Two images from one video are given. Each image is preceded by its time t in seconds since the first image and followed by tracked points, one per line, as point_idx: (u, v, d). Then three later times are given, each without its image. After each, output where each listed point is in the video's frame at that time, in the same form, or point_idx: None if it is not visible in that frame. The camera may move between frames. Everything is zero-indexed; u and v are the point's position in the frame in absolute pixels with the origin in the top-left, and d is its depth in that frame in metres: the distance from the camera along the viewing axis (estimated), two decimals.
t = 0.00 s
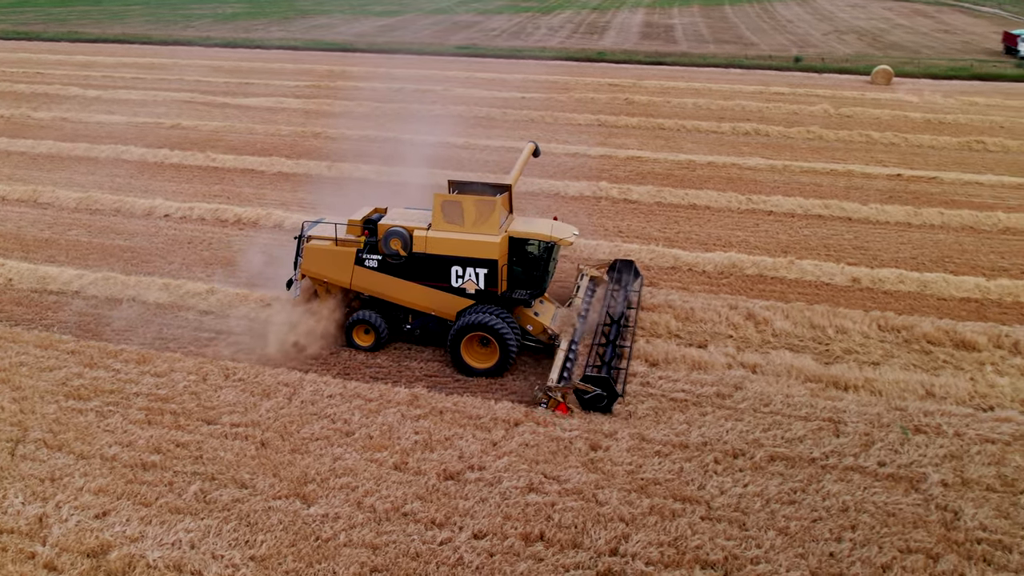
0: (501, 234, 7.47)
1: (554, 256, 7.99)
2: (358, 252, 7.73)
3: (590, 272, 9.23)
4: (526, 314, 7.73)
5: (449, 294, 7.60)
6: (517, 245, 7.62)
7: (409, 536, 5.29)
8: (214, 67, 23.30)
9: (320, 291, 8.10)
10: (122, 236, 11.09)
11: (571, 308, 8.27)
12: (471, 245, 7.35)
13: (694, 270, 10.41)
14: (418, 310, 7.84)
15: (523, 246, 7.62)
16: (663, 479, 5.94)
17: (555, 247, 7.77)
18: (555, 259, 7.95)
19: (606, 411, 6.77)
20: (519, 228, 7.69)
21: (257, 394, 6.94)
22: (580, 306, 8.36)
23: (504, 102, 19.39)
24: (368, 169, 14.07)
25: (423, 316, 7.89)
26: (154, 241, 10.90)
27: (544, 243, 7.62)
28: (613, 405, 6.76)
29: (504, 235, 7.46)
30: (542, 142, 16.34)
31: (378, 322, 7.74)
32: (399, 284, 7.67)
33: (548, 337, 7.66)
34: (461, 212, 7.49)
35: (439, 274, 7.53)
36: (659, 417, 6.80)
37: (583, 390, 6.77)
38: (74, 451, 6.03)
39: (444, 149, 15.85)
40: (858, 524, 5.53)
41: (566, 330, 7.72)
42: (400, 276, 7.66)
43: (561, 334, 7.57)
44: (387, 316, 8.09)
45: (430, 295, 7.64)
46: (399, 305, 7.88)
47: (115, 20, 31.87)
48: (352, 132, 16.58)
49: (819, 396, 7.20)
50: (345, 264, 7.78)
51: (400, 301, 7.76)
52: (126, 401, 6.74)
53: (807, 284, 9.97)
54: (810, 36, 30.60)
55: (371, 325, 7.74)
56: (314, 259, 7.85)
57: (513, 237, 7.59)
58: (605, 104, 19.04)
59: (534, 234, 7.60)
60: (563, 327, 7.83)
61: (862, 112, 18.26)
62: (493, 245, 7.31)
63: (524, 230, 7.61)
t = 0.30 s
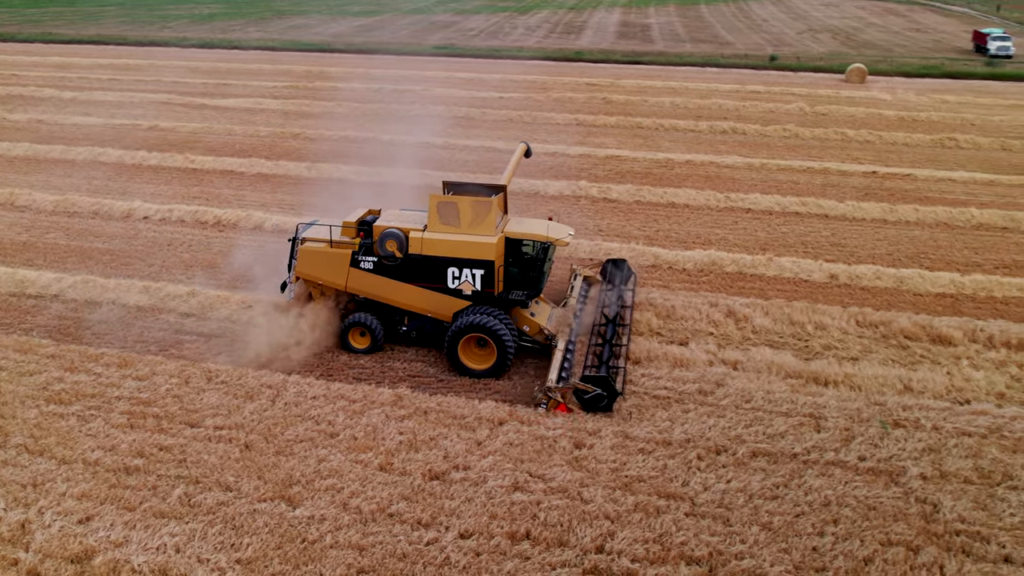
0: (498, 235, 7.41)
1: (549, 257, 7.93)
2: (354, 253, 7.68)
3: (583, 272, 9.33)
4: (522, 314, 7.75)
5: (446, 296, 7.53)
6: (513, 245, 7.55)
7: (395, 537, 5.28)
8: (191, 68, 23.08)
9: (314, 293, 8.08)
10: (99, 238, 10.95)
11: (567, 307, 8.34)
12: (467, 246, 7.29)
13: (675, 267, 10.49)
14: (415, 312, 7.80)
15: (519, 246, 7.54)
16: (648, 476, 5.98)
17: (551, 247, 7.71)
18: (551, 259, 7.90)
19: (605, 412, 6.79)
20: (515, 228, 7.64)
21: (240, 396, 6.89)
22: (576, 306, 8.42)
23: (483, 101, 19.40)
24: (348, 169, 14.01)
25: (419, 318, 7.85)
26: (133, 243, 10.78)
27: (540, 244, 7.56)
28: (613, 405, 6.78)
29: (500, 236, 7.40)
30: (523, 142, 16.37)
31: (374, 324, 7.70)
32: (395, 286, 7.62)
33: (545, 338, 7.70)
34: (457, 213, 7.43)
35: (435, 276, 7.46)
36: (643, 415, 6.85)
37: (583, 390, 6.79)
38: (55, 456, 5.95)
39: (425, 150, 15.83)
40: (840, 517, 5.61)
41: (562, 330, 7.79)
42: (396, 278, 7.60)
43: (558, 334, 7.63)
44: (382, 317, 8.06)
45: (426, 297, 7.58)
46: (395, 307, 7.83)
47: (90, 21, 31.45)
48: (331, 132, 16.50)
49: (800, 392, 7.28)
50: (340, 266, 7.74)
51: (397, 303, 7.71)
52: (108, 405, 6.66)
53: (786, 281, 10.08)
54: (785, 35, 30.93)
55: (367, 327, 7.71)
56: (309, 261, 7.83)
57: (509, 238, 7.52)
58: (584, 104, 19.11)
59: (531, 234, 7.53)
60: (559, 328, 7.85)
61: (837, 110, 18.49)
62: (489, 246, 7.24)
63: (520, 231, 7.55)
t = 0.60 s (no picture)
0: (499, 235, 7.40)
1: (550, 256, 7.92)
2: (353, 254, 7.64)
3: (581, 273, 9.34)
4: (522, 315, 7.75)
5: (447, 297, 7.50)
6: (514, 245, 7.54)
7: (385, 536, 5.27)
8: (173, 69, 22.87)
9: (313, 294, 8.01)
10: (81, 240, 10.84)
11: (567, 308, 8.35)
12: (468, 246, 7.26)
13: (660, 265, 10.54)
14: (415, 313, 7.78)
15: (519, 247, 7.52)
16: (636, 473, 6.01)
17: (551, 247, 7.71)
18: (551, 259, 7.86)
19: (610, 410, 6.82)
20: (516, 229, 7.64)
21: (227, 397, 6.84)
22: (575, 307, 8.46)
23: (466, 101, 19.40)
24: (332, 169, 13.97)
25: (420, 319, 7.84)
26: (116, 245, 10.67)
27: (540, 244, 7.55)
28: (617, 404, 6.80)
29: (501, 237, 7.39)
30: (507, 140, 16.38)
31: (374, 325, 7.66)
32: (396, 287, 7.58)
33: (545, 338, 7.69)
34: (458, 213, 7.41)
35: (436, 276, 7.42)
36: (631, 412, 6.88)
37: (586, 389, 6.80)
38: (41, 460, 5.89)
39: (409, 150, 15.79)
40: (826, 512, 5.67)
41: (563, 330, 7.80)
42: (396, 279, 7.56)
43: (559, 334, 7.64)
44: (382, 318, 8.03)
45: (427, 298, 7.54)
46: (397, 308, 7.82)
47: (70, 21, 31.08)
48: (315, 132, 16.43)
49: (786, 389, 7.34)
50: (340, 266, 7.70)
51: (397, 304, 7.67)
52: (94, 408, 6.60)
53: (770, 278, 10.17)
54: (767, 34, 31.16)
55: (368, 328, 7.67)
56: (309, 262, 7.77)
57: (509, 238, 7.51)
58: (567, 103, 19.15)
59: (531, 234, 7.53)
60: (558, 327, 7.90)
61: (818, 108, 18.67)
62: (490, 246, 7.22)
63: (520, 231, 7.55)
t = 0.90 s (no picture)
0: (503, 236, 7.42)
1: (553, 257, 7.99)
2: (357, 255, 7.63)
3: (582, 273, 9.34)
4: (525, 316, 7.70)
5: (450, 298, 7.51)
6: (517, 246, 7.62)
7: (378, 536, 5.26)
8: (159, 69, 22.69)
9: (315, 296, 7.97)
10: (68, 241, 10.74)
11: (569, 309, 8.34)
12: (473, 247, 7.29)
13: (648, 264, 10.57)
14: (418, 313, 7.74)
15: (523, 247, 7.62)
16: (627, 471, 6.03)
17: (554, 248, 7.76)
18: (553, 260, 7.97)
19: (616, 411, 6.78)
20: (519, 230, 7.69)
21: (218, 399, 6.80)
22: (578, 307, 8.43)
23: (453, 100, 19.36)
24: (319, 169, 13.92)
25: (423, 320, 7.77)
26: (103, 246, 10.59)
27: (544, 244, 7.62)
28: (623, 404, 6.77)
29: (505, 238, 7.42)
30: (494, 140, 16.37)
31: (377, 325, 7.65)
32: (399, 287, 7.57)
33: (549, 338, 7.68)
34: (462, 213, 7.42)
35: (440, 277, 7.44)
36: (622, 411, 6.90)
37: (593, 390, 6.75)
38: (30, 464, 5.84)
39: (397, 149, 15.74)
40: (816, 508, 5.71)
41: (567, 330, 7.79)
42: (400, 279, 7.56)
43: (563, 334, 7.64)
44: (385, 319, 8.01)
45: (431, 299, 7.54)
46: (400, 309, 7.78)
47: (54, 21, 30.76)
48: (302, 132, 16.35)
49: (775, 386, 7.38)
50: (343, 267, 7.66)
51: (401, 306, 7.66)
52: (84, 410, 6.55)
53: (757, 276, 10.23)
54: (753, 33, 31.32)
55: (370, 329, 7.66)
56: (311, 263, 7.71)
57: (513, 239, 7.59)
58: (554, 102, 19.17)
59: (535, 235, 7.58)
60: (563, 328, 7.95)
61: (803, 106, 18.78)
62: (495, 246, 7.25)
63: (523, 231, 7.62)
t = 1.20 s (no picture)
0: (511, 237, 7.38)
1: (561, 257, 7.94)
2: (363, 257, 7.56)
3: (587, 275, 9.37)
4: (533, 316, 7.68)
5: (458, 300, 7.49)
6: (525, 247, 7.56)
7: (374, 537, 5.25)
8: (149, 70, 22.57)
9: (321, 297, 7.89)
10: (58, 243, 10.66)
11: (576, 310, 8.35)
12: (480, 249, 7.24)
13: (639, 264, 10.59)
14: (425, 315, 7.71)
15: (530, 248, 7.55)
16: (622, 471, 6.03)
17: (562, 248, 7.69)
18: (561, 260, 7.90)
19: (628, 412, 6.82)
20: (526, 230, 7.62)
21: (212, 400, 6.77)
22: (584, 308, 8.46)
23: (443, 100, 19.35)
24: (310, 169, 13.89)
25: (430, 322, 7.74)
26: (93, 248, 10.51)
27: (552, 245, 7.56)
28: (634, 405, 6.82)
29: (513, 239, 7.37)
30: (485, 139, 16.36)
31: (385, 327, 7.62)
32: (406, 289, 7.54)
33: (557, 339, 7.65)
34: (469, 215, 7.35)
35: (447, 279, 7.41)
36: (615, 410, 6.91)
37: (604, 391, 6.76)
38: (23, 467, 5.79)
39: (388, 148, 15.71)
40: (811, 506, 5.73)
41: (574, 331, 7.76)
42: (407, 281, 7.52)
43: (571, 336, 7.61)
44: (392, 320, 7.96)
45: (438, 301, 7.52)
46: (407, 311, 7.74)
47: (42, 22, 30.55)
48: (291, 133, 16.29)
49: (768, 385, 7.40)
50: (349, 270, 7.60)
51: (408, 307, 7.64)
52: (77, 412, 6.50)
53: (748, 275, 10.27)
54: (743, 33, 31.44)
55: (378, 331, 7.63)
56: (317, 265, 7.64)
57: (520, 240, 7.52)
58: (544, 102, 19.17)
59: (543, 236, 7.51)
60: (570, 329, 7.85)
61: (791, 105, 18.86)
62: (503, 248, 7.21)
63: (531, 232, 7.56)
